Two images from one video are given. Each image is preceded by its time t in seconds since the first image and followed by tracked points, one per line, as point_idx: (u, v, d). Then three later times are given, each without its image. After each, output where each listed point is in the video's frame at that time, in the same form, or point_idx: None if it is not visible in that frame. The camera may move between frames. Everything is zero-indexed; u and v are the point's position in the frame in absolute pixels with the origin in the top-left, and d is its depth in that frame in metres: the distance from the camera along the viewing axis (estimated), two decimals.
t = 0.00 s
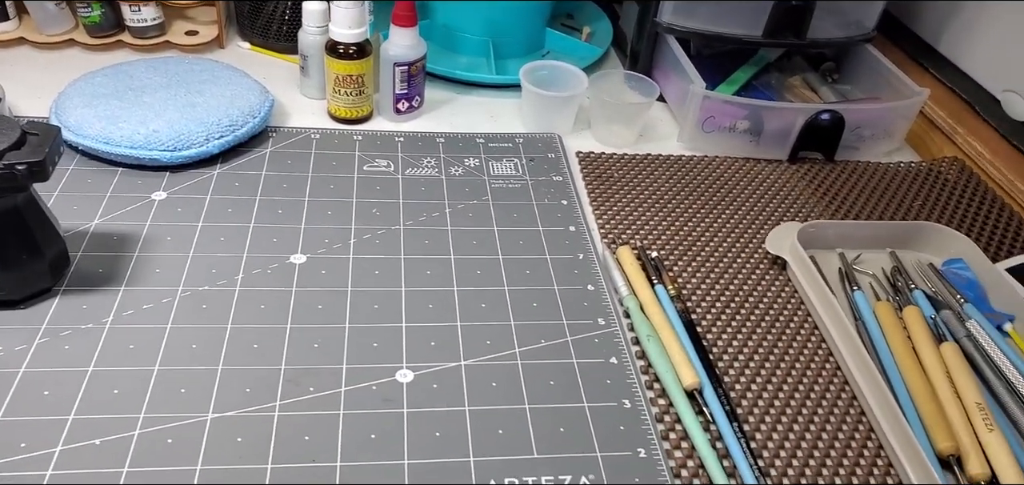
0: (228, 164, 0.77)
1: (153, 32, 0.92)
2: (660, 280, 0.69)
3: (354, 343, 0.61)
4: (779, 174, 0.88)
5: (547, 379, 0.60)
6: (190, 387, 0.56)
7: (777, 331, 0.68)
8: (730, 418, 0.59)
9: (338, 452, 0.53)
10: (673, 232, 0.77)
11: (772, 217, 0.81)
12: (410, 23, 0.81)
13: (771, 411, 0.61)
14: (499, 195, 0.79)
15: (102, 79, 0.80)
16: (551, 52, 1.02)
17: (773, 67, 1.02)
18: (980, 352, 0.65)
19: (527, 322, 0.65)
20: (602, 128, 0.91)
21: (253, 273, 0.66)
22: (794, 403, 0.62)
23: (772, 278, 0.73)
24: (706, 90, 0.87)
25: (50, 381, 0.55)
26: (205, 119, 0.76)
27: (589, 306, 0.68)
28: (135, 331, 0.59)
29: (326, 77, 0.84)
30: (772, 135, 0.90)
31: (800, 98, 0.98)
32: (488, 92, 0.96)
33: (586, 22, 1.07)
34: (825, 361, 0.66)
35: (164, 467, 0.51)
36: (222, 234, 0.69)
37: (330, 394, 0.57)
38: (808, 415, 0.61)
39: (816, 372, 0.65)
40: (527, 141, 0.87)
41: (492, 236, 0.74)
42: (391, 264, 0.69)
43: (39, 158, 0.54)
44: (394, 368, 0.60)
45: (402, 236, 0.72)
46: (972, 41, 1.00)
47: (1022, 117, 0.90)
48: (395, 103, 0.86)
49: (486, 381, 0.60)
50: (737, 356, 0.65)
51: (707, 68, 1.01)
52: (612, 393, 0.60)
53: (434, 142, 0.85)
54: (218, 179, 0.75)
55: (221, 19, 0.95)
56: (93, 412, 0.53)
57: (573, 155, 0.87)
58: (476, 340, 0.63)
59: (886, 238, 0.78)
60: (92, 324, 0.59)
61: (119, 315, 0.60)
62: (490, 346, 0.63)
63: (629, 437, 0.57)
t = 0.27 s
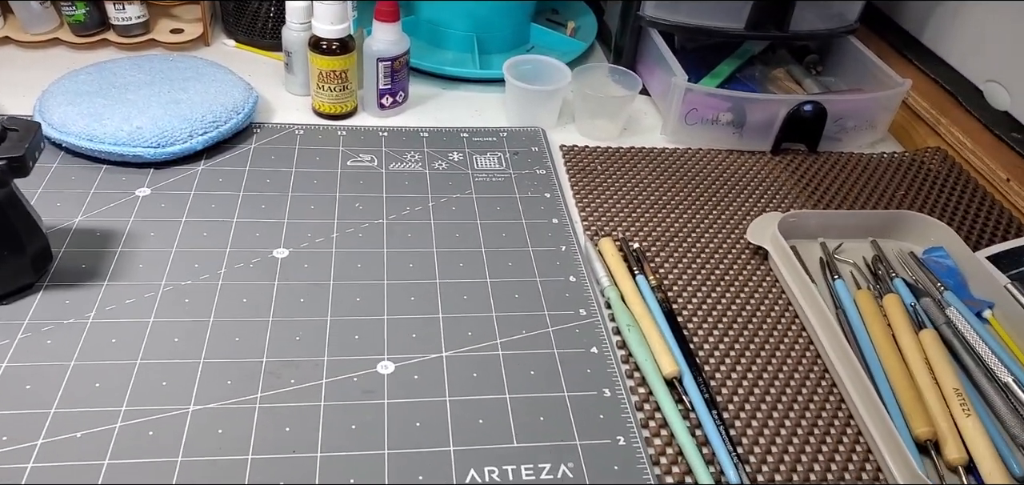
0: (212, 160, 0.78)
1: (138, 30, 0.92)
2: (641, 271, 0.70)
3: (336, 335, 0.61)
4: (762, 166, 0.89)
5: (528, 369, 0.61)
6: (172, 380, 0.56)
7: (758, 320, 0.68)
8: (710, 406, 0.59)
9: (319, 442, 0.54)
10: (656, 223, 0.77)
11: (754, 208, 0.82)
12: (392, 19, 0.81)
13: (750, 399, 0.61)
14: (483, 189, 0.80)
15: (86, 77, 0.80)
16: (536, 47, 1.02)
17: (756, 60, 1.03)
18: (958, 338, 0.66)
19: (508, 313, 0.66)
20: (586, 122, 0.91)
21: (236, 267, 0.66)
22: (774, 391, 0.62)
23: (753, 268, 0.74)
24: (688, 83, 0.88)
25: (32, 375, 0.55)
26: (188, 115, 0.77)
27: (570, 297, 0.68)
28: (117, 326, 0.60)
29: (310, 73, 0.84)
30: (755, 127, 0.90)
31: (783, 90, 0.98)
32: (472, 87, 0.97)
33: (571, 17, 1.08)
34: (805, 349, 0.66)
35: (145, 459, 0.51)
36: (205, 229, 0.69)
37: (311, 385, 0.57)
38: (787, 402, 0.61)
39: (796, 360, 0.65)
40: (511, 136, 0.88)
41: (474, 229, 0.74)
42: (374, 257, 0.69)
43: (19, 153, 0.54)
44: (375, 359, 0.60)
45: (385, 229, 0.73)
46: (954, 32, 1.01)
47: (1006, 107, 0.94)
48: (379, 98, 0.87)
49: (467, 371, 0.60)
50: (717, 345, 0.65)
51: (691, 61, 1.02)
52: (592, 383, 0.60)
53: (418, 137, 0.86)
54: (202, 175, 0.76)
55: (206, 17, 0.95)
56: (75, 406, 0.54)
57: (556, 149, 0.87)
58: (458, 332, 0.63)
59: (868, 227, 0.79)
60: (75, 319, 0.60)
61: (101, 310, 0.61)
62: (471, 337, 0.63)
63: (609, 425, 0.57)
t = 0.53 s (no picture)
0: (203, 156, 0.78)
1: (129, 28, 0.92)
2: (630, 263, 0.70)
3: (325, 327, 0.62)
4: (752, 158, 0.89)
5: (517, 360, 0.61)
6: (162, 373, 0.56)
7: (746, 310, 0.69)
8: (698, 395, 0.60)
9: (308, 433, 0.54)
10: (645, 216, 0.78)
11: (744, 200, 0.82)
12: (381, 14, 0.82)
13: (738, 388, 0.61)
14: (473, 183, 0.80)
15: (77, 75, 0.80)
16: (526, 42, 1.02)
17: (746, 54, 1.03)
18: (946, 327, 0.66)
19: (498, 305, 0.66)
20: (577, 116, 0.91)
21: (226, 262, 0.66)
22: (762, 380, 0.63)
23: (742, 259, 0.74)
24: (677, 76, 0.88)
25: (23, 369, 0.56)
26: (179, 112, 0.77)
27: (560, 289, 0.68)
28: (108, 320, 0.60)
29: (301, 69, 0.85)
30: (745, 119, 0.91)
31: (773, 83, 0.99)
32: (463, 82, 0.97)
33: (561, 12, 1.08)
34: (793, 339, 0.67)
35: (135, 451, 0.51)
36: (196, 225, 0.70)
37: (301, 377, 0.58)
38: (775, 391, 0.62)
39: (784, 349, 0.66)
40: (501, 130, 0.88)
41: (464, 223, 0.75)
42: (364, 251, 0.70)
43: (6, 148, 0.55)
44: (365, 352, 0.60)
45: (375, 223, 0.73)
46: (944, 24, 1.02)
47: (994, 98, 0.95)
48: (369, 94, 0.87)
49: (456, 363, 0.60)
50: (706, 335, 0.66)
51: (681, 55, 1.02)
52: (580, 373, 0.61)
53: (408, 132, 0.86)
54: (192, 171, 0.76)
55: (197, 15, 0.95)
56: (65, 399, 0.54)
57: (547, 143, 0.87)
58: (447, 323, 0.64)
59: (857, 218, 0.79)
60: (65, 313, 0.60)
61: (92, 305, 0.61)
62: (461, 329, 0.63)
63: (597, 414, 0.57)
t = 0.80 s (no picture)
0: (193, 149, 0.79)
1: (119, 23, 0.92)
2: (619, 252, 0.71)
3: (315, 317, 0.62)
4: (741, 149, 0.90)
5: (505, 348, 0.62)
6: (152, 363, 0.57)
7: (734, 298, 0.69)
8: (685, 382, 0.60)
9: (298, 421, 0.54)
10: (634, 206, 0.78)
11: (733, 190, 0.82)
12: (371, 7, 0.82)
13: (725, 374, 0.62)
14: (463, 175, 0.81)
15: (67, 70, 0.81)
16: (518, 36, 1.03)
17: (736, 46, 1.04)
18: (931, 313, 0.67)
19: (487, 295, 0.67)
20: (567, 108, 0.92)
21: (216, 254, 0.67)
22: (748, 366, 0.63)
23: (731, 249, 0.75)
24: (666, 68, 0.88)
25: (13, 360, 0.56)
26: (169, 105, 0.77)
27: (549, 279, 0.69)
28: (98, 311, 0.60)
29: (291, 63, 0.85)
30: (734, 111, 0.91)
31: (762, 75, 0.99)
32: (454, 76, 0.97)
33: (551, 6, 1.09)
34: (780, 326, 0.67)
35: (125, 439, 0.52)
36: (186, 217, 0.70)
37: (291, 367, 0.58)
38: (762, 377, 0.62)
39: (771, 337, 0.66)
40: (492, 122, 0.89)
41: (454, 214, 0.75)
42: (353, 242, 0.70)
43: None
44: (354, 341, 0.61)
45: (365, 215, 0.73)
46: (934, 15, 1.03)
47: (982, 89, 0.96)
48: (360, 87, 0.88)
49: (445, 351, 0.61)
50: (693, 322, 0.66)
51: (671, 48, 1.03)
52: (569, 360, 0.61)
53: (399, 125, 0.86)
54: (183, 164, 0.77)
55: (187, 10, 0.96)
56: (55, 389, 0.54)
57: (537, 135, 0.88)
58: (436, 313, 0.64)
59: (844, 207, 0.79)
60: (55, 305, 0.60)
61: (82, 296, 0.61)
62: (450, 318, 0.64)
63: (584, 401, 0.58)
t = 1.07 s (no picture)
0: (182, 140, 0.79)
1: (108, 15, 0.93)
2: (605, 240, 0.71)
3: (302, 304, 0.63)
4: (728, 138, 0.90)
5: (492, 334, 0.62)
6: (139, 350, 0.57)
7: (719, 285, 0.70)
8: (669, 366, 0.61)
9: (284, 405, 0.55)
10: (621, 195, 0.78)
11: (719, 178, 0.83)
12: None
13: (710, 359, 0.62)
14: (452, 164, 0.81)
15: (55, 61, 0.81)
16: (508, 28, 1.03)
17: (724, 37, 1.04)
18: (914, 299, 0.67)
19: (474, 282, 0.67)
20: (555, 100, 0.92)
21: (204, 242, 0.67)
22: (733, 351, 0.64)
23: (717, 237, 0.75)
24: (654, 58, 0.89)
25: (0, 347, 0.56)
26: (157, 96, 0.78)
27: (535, 267, 0.69)
28: (86, 298, 0.61)
29: (280, 54, 0.86)
30: (722, 101, 0.92)
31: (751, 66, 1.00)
32: (443, 68, 0.98)
33: None
34: (765, 311, 0.68)
35: (112, 424, 0.52)
36: (174, 207, 0.70)
37: (278, 353, 0.58)
38: (746, 362, 0.63)
39: (755, 322, 0.67)
40: (481, 113, 0.89)
41: (442, 203, 0.76)
42: (341, 231, 0.70)
43: None
44: (341, 327, 0.61)
45: (353, 204, 0.74)
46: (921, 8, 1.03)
47: (968, 79, 0.96)
48: (349, 78, 0.88)
49: (432, 337, 0.61)
50: (679, 309, 0.67)
51: (660, 39, 1.03)
52: (554, 346, 0.61)
53: (388, 116, 0.87)
54: (172, 155, 0.77)
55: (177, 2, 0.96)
56: (42, 375, 0.55)
57: (525, 126, 0.88)
58: (423, 300, 0.65)
59: (829, 195, 0.80)
60: (42, 293, 0.61)
61: (70, 284, 0.62)
62: (437, 305, 0.64)
63: (569, 385, 0.58)
